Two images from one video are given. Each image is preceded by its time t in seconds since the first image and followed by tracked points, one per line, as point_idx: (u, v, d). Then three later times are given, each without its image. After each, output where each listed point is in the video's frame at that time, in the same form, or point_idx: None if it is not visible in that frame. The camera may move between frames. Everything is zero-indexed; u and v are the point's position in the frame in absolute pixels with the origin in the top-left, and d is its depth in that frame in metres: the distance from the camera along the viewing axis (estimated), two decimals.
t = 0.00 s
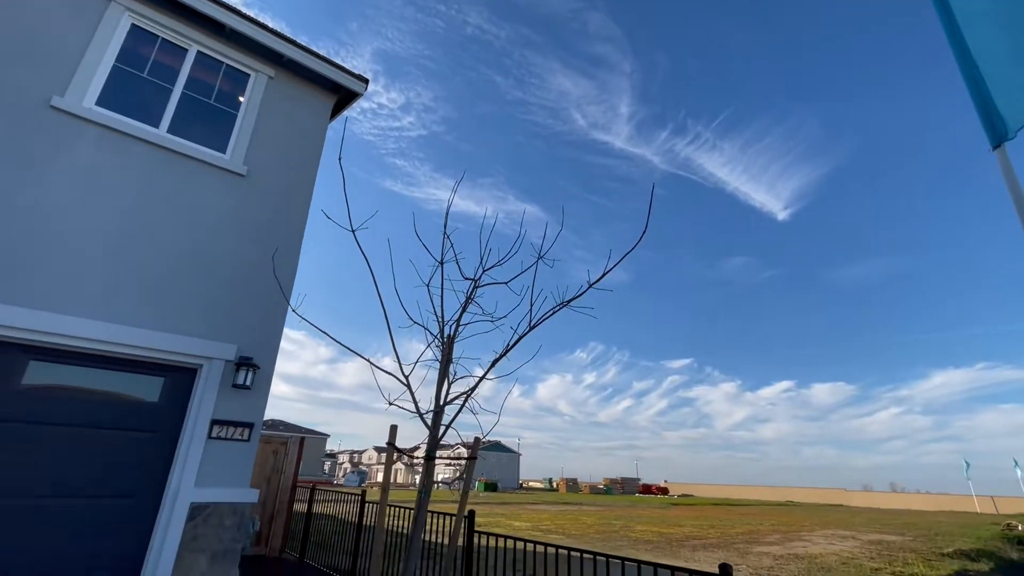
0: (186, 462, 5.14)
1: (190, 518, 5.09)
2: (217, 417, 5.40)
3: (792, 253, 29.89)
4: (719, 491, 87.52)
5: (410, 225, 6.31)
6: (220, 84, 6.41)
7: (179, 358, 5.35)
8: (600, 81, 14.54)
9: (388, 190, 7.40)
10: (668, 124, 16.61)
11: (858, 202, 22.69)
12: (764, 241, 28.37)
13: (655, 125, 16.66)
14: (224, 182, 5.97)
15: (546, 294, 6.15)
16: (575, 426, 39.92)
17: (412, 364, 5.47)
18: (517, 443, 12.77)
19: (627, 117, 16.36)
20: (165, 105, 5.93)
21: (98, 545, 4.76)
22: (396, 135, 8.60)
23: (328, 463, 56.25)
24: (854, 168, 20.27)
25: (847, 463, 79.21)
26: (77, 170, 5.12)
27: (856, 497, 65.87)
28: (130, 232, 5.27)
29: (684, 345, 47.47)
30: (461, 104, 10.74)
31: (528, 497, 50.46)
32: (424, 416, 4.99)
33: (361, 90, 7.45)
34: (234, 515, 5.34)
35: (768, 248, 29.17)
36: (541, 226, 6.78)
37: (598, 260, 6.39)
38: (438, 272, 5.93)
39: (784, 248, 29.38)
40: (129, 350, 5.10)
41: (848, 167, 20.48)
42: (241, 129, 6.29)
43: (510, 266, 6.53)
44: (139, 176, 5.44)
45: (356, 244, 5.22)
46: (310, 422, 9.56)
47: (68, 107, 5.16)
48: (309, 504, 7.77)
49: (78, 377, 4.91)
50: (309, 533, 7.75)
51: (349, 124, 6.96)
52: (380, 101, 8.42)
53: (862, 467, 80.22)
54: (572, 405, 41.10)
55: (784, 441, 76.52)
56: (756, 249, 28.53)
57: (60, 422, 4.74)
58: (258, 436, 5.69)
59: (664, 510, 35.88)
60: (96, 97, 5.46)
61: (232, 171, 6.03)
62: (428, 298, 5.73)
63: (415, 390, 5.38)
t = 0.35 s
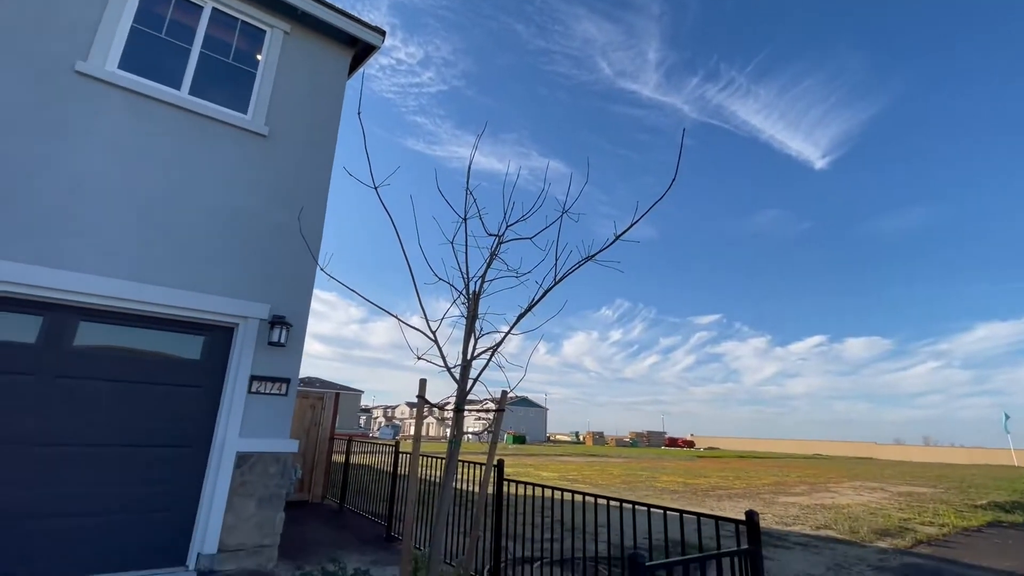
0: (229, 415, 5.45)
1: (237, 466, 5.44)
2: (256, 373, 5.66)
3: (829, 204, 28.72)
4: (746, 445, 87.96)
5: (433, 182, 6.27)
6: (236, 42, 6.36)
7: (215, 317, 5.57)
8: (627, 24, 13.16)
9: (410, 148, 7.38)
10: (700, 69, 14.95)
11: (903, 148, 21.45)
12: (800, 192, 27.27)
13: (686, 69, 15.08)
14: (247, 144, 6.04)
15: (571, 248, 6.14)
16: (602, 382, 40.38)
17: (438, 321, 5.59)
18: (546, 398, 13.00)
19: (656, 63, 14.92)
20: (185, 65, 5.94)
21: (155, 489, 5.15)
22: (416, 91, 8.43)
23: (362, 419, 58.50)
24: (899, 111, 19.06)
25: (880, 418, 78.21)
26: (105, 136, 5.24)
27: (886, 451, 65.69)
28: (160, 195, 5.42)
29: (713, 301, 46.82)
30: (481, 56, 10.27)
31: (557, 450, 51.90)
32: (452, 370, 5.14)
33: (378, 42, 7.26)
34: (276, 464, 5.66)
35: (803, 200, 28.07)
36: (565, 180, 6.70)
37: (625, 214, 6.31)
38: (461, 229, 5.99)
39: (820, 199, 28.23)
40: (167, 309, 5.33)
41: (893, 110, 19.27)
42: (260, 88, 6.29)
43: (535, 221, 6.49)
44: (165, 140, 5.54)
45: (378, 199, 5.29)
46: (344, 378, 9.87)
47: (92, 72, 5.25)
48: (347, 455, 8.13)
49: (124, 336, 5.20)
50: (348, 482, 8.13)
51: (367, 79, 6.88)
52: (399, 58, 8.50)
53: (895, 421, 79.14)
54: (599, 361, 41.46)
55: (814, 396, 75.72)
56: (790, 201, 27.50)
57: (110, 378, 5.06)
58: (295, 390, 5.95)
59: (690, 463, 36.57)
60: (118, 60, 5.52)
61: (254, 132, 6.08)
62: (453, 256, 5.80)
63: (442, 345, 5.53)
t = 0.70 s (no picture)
0: (277, 390, 5.72)
1: (286, 438, 5.73)
2: (300, 350, 5.89)
3: (885, 169, 27.00)
4: (793, 419, 85.80)
5: (464, 159, 6.27)
6: (267, 25, 6.42)
7: (259, 297, 5.82)
8: None
9: (442, 126, 7.42)
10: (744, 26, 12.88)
11: (971, 105, 19.81)
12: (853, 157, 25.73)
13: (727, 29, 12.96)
14: (282, 127, 6.18)
15: (604, 222, 6.10)
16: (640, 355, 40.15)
17: (472, 297, 5.70)
18: (584, 372, 13.01)
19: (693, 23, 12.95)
20: (220, 52, 6.09)
21: (211, 460, 5.50)
22: (448, 68, 8.38)
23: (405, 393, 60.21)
24: (968, 65, 17.54)
25: (939, 392, 74.53)
26: (148, 125, 5.49)
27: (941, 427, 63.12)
28: (202, 180, 5.65)
29: (758, 272, 45.30)
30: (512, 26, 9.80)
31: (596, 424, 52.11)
32: (486, 345, 5.25)
33: (406, 18, 7.18)
34: (323, 436, 5.92)
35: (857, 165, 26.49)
36: (598, 151, 6.56)
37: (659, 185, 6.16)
38: (493, 204, 6.04)
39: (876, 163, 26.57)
40: (214, 290, 5.61)
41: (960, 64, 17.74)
42: (292, 71, 6.38)
43: (568, 194, 6.41)
44: (203, 127, 5.75)
45: (409, 177, 5.43)
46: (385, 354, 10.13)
47: (135, 64, 5.48)
48: (390, 428, 8.40)
49: (178, 317, 5.53)
50: (391, 454, 8.41)
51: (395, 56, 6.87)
52: (428, 33, 8.30)
53: (957, 396, 75.12)
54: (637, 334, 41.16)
55: (867, 370, 72.74)
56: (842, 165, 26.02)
57: (167, 356, 5.40)
58: (338, 367, 6.17)
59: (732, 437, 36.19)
60: (157, 50, 5.71)
61: (289, 116, 6.22)
62: (485, 232, 5.86)
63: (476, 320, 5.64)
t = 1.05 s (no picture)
0: (334, 377, 5.99)
1: (344, 422, 5.99)
2: (354, 338, 6.13)
3: (968, 134, 24.73)
4: (865, 405, 81.26)
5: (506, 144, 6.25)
6: (312, 24, 6.61)
7: (314, 288, 6.08)
8: None
9: (485, 112, 7.43)
10: None
11: None
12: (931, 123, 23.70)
13: None
14: (330, 123, 6.39)
15: (651, 203, 5.95)
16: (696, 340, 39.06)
17: (517, 283, 5.74)
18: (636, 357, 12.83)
19: None
20: (270, 53, 6.33)
21: (276, 442, 5.84)
22: (489, 53, 8.51)
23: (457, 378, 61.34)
24: None
25: None
26: (208, 129, 5.82)
27: None
28: (257, 178, 5.95)
29: (823, 251, 42.87)
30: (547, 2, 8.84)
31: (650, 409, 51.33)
32: (532, 331, 5.30)
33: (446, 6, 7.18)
34: (378, 420, 6.15)
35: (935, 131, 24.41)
36: (644, 130, 6.37)
37: (709, 163, 5.93)
38: (536, 189, 6.01)
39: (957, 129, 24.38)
40: (273, 283, 5.92)
41: None
42: (337, 67, 6.55)
43: (613, 176, 6.28)
44: (258, 127, 6.04)
45: (453, 165, 5.52)
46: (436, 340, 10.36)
47: (193, 70, 5.80)
48: (442, 413, 8.60)
49: (242, 309, 5.87)
50: (444, 437, 8.63)
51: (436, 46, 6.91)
52: (468, 19, 8.45)
53: None
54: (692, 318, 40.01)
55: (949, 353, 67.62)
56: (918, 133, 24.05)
57: (234, 345, 5.77)
58: (390, 353, 6.36)
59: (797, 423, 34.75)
60: (212, 55, 6.01)
61: (335, 111, 6.41)
62: (529, 217, 5.86)
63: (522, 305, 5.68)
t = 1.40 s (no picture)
0: (392, 370, 6.20)
1: (403, 413, 6.20)
2: (409, 332, 6.32)
3: None
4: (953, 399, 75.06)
5: (554, 135, 6.22)
6: (362, 28, 6.82)
7: (371, 284, 6.31)
8: None
9: (532, 103, 7.42)
10: None
11: None
12: None
13: None
14: (382, 123, 6.59)
15: (705, 188, 5.76)
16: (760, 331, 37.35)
17: (568, 274, 5.73)
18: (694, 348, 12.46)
19: None
20: (323, 59, 6.59)
21: (340, 432, 6.13)
22: (535, 45, 8.52)
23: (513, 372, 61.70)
24: None
25: None
26: (270, 135, 6.16)
27: None
28: (315, 180, 6.25)
29: (902, 234, 39.84)
30: None
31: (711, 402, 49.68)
32: (584, 323, 5.28)
33: None
34: (434, 411, 6.32)
35: None
36: (696, 113, 6.16)
37: (767, 143, 5.66)
38: (585, 178, 5.96)
39: None
40: (333, 280, 6.20)
41: None
42: (387, 69, 6.72)
43: (664, 161, 6.11)
44: (315, 131, 6.32)
45: (500, 159, 5.58)
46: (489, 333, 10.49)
47: (256, 80, 6.15)
48: (496, 405, 8.71)
49: (306, 306, 6.19)
50: (499, 429, 8.74)
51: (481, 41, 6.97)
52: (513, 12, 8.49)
53: None
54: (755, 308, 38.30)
55: None
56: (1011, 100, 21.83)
57: (299, 340, 6.09)
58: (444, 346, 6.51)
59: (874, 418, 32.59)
60: (271, 65, 6.33)
61: (386, 112, 6.60)
62: (579, 207, 5.82)
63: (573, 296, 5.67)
